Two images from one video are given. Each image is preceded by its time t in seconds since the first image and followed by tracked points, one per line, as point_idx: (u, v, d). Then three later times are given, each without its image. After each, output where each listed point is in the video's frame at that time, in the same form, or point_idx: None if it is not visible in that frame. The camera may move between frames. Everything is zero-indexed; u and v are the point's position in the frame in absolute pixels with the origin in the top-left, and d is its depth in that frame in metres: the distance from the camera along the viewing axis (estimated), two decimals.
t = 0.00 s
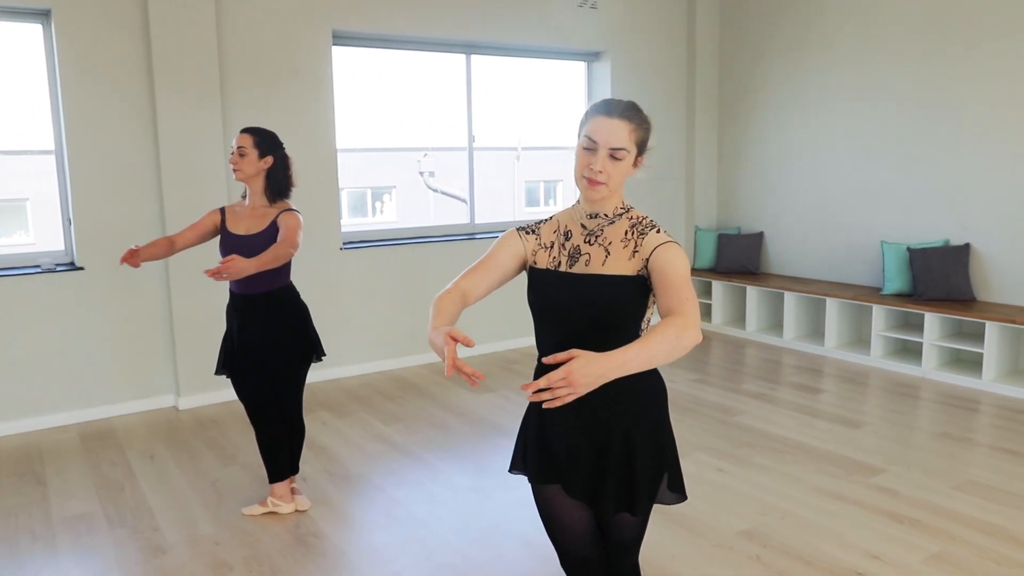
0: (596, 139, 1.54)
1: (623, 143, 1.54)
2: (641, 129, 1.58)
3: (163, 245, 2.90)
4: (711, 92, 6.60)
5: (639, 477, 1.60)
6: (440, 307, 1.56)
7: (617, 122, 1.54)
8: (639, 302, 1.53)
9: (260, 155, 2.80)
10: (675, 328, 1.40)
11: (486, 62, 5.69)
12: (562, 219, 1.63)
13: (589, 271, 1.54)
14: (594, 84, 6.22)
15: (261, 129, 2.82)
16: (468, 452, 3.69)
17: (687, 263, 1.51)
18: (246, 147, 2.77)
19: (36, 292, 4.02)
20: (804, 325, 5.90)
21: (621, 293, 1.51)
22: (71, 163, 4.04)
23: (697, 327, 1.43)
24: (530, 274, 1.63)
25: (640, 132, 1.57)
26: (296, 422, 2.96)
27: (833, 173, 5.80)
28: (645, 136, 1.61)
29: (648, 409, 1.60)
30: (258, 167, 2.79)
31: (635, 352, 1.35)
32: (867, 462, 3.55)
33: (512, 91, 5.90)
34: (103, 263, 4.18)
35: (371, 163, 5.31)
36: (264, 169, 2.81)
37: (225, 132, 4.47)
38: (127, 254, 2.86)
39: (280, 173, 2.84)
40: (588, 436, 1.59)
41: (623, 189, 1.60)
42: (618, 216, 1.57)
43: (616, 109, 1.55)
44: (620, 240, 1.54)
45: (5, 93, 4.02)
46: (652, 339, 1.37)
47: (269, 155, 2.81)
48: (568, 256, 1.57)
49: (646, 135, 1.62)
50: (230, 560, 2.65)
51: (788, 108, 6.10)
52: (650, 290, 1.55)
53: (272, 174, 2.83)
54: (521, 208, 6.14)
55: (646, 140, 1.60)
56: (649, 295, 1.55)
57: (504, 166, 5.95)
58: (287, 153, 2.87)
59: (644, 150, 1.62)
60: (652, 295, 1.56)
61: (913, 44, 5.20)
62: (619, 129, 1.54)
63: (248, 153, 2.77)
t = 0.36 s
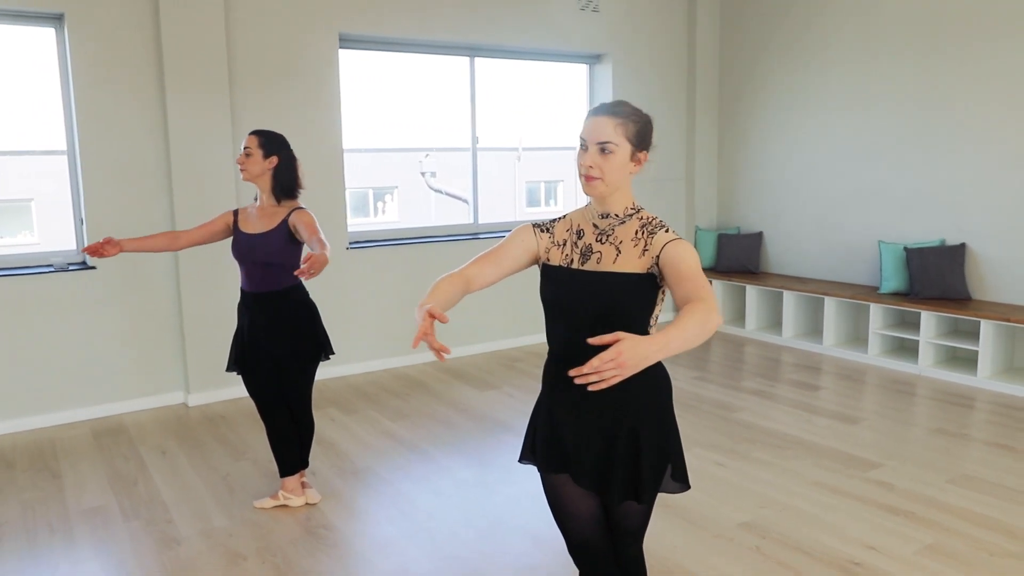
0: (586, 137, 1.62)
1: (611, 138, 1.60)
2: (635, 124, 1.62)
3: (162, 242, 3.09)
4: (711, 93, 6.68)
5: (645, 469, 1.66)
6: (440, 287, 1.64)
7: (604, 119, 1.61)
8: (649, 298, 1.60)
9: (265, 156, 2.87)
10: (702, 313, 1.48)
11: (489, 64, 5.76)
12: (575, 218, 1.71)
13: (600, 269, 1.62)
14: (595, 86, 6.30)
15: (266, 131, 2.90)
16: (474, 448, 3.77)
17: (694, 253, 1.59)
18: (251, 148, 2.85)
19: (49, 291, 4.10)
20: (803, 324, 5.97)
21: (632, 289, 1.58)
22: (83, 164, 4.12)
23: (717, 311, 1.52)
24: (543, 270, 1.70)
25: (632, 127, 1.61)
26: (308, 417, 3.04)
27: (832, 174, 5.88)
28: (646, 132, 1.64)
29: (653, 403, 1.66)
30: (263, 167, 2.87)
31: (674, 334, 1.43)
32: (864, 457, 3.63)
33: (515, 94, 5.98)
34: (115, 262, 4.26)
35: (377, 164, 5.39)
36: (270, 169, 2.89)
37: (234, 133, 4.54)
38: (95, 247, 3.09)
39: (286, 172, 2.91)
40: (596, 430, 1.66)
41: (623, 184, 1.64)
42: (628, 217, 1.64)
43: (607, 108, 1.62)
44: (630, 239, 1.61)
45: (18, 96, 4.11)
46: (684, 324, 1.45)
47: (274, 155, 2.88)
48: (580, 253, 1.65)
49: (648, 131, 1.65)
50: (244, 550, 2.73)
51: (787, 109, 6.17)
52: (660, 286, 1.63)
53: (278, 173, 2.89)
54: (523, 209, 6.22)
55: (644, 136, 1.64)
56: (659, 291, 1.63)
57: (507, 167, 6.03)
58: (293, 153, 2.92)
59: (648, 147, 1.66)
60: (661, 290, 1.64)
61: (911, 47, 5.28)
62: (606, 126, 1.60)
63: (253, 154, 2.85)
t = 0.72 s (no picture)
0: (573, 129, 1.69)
1: (593, 127, 1.65)
2: (621, 116, 1.65)
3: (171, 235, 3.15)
4: (709, 92, 6.72)
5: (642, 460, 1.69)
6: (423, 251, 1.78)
7: (589, 110, 1.67)
8: (646, 291, 1.63)
9: (261, 153, 2.90)
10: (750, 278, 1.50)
11: (488, 64, 5.80)
12: (575, 213, 1.75)
13: (597, 263, 1.65)
14: (593, 85, 6.33)
15: (263, 130, 2.93)
16: (473, 443, 3.80)
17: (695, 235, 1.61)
18: (248, 146, 2.88)
19: (51, 288, 4.13)
20: (800, 321, 6.01)
21: (629, 283, 1.61)
22: (85, 163, 4.16)
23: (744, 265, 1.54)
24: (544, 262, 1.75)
25: (615, 117, 1.65)
26: (308, 412, 3.07)
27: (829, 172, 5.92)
28: (634, 123, 1.66)
29: (651, 396, 1.69)
30: (259, 164, 2.89)
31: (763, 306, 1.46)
32: (860, 451, 3.67)
33: (514, 93, 6.02)
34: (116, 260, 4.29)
35: (376, 163, 5.42)
36: (267, 166, 2.91)
37: (234, 131, 4.58)
38: (98, 237, 3.14)
39: (283, 169, 2.93)
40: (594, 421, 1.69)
41: (608, 173, 1.67)
42: (626, 211, 1.67)
43: (595, 102, 1.69)
44: (627, 233, 1.64)
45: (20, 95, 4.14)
46: (751, 297, 1.48)
47: (270, 152, 2.91)
48: (578, 247, 1.69)
49: (638, 124, 1.67)
50: (246, 542, 2.77)
51: (784, 108, 6.21)
52: (659, 279, 1.65)
53: (275, 170, 2.92)
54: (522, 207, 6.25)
55: (632, 127, 1.66)
56: (658, 284, 1.65)
57: (506, 166, 6.07)
58: (290, 151, 2.95)
59: (638, 140, 1.68)
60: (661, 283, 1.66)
61: (906, 46, 5.32)
62: (589, 117, 1.67)
63: (250, 151, 2.88)
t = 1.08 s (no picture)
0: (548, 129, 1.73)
1: (567, 126, 1.69)
2: (595, 115, 1.68)
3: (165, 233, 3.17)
4: (701, 91, 6.74)
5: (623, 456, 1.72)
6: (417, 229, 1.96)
7: (564, 110, 1.71)
8: (625, 290, 1.65)
9: (250, 154, 2.92)
10: (741, 260, 1.55)
11: (480, 64, 5.82)
12: (556, 212, 1.77)
13: (575, 262, 1.67)
14: (586, 85, 6.36)
15: (253, 131, 2.96)
16: (464, 441, 3.83)
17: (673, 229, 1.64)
18: (237, 146, 2.91)
19: (45, 287, 4.14)
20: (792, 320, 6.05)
21: (609, 281, 1.64)
22: (78, 163, 4.17)
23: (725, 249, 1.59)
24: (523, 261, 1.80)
25: (588, 117, 1.68)
26: (298, 410, 3.09)
27: (820, 172, 5.95)
28: (608, 123, 1.69)
29: (632, 394, 1.72)
30: (247, 165, 2.92)
31: (770, 280, 1.50)
32: (848, 449, 3.70)
33: (507, 93, 6.04)
34: (110, 260, 4.31)
35: (369, 163, 5.43)
36: (255, 167, 2.93)
37: (227, 131, 4.59)
38: (93, 234, 3.15)
39: (272, 169, 2.95)
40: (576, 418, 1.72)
41: (582, 171, 1.69)
42: (604, 210, 1.69)
43: (571, 103, 1.72)
44: (605, 232, 1.66)
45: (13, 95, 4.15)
46: (750, 274, 1.52)
47: (258, 153, 2.93)
48: (558, 247, 1.71)
49: (612, 124, 1.69)
50: (238, 539, 2.80)
51: (776, 108, 6.25)
52: (638, 278, 1.67)
53: (263, 170, 2.93)
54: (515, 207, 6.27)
55: (606, 127, 1.69)
56: (637, 282, 1.68)
57: (499, 165, 6.09)
58: (279, 151, 2.98)
59: (612, 140, 1.70)
60: (639, 282, 1.68)
61: (896, 47, 5.36)
62: (563, 116, 1.70)
63: (240, 152, 2.90)
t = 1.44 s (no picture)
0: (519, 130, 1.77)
1: (537, 128, 1.72)
2: (564, 116, 1.72)
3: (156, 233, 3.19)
4: (693, 91, 6.77)
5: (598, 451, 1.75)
6: (406, 220, 2.06)
7: (534, 112, 1.74)
8: (597, 288, 1.68)
9: (238, 154, 2.95)
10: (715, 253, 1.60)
11: (472, 64, 5.85)
12: (530, 211, 1.80)
13: (548, 260, 1.70)
14: (579, 85, 6.38)
15: (242, 131, 2.99)
16: (453, 439, 3.86)
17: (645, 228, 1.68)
18: (226, 146, 2.94)
19: (39, 287, 4.17)
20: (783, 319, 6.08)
21: (582, 280, 1.67)
22: (71, 163, 4.20)
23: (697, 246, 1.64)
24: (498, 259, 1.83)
25: (557, 118, 1.72)
26: (287, 408, 3.12)
27: (811, 172, 5.99)
28: (577, 124, 1.72)
29: (606, 390, 1.75)
30: (236, 165, 2.94)
31: (746, 269, 1.56)
32: (833, 446, 3.74)
33: (501, 93, 6.07)
34: (103, 259, 4.34)
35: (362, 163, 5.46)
36: (243, 166, 2.96)
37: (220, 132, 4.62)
38: (93, 230, 3.18)
39: (261, 169, 2.98)
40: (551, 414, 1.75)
41: (553, 171, 1.73)
42: (576, 209, 1.73)
43: (540, 105, 1.76)
44: (577, 231, 1.70)
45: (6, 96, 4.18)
46: (727, 265, 1.57)
47: (247, 153, 2.96)
48: (531, 245, 1.74)
49: (580, 124, 1.72)
50: (227, 535, 2.83)
51: (768, 108, 6.28)
52: (609, 276, 1.71)
53: (252, 170, 2.96)
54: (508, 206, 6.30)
55: (575, 127, 1.72)
56: (608, 280, 1.71)
57: (492, 165, 6.12)
58: (268, 151, 3.01)
59: (581, 141, 1.73)
60: (611, 280, 1.72)
61: (885, 48, 5.40)
62: (533, 118, 1.74)
63: (228, 152, 2.94)
